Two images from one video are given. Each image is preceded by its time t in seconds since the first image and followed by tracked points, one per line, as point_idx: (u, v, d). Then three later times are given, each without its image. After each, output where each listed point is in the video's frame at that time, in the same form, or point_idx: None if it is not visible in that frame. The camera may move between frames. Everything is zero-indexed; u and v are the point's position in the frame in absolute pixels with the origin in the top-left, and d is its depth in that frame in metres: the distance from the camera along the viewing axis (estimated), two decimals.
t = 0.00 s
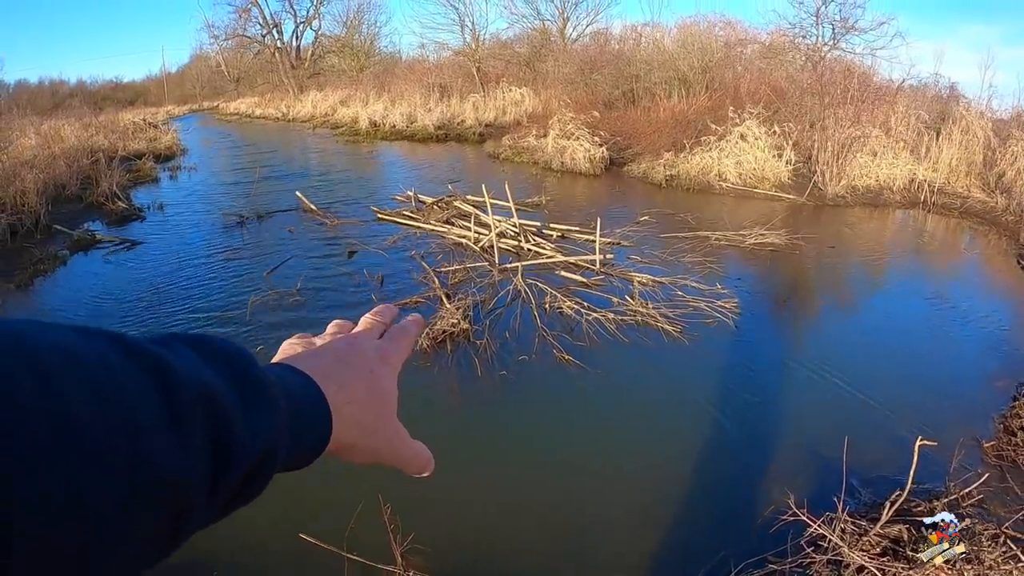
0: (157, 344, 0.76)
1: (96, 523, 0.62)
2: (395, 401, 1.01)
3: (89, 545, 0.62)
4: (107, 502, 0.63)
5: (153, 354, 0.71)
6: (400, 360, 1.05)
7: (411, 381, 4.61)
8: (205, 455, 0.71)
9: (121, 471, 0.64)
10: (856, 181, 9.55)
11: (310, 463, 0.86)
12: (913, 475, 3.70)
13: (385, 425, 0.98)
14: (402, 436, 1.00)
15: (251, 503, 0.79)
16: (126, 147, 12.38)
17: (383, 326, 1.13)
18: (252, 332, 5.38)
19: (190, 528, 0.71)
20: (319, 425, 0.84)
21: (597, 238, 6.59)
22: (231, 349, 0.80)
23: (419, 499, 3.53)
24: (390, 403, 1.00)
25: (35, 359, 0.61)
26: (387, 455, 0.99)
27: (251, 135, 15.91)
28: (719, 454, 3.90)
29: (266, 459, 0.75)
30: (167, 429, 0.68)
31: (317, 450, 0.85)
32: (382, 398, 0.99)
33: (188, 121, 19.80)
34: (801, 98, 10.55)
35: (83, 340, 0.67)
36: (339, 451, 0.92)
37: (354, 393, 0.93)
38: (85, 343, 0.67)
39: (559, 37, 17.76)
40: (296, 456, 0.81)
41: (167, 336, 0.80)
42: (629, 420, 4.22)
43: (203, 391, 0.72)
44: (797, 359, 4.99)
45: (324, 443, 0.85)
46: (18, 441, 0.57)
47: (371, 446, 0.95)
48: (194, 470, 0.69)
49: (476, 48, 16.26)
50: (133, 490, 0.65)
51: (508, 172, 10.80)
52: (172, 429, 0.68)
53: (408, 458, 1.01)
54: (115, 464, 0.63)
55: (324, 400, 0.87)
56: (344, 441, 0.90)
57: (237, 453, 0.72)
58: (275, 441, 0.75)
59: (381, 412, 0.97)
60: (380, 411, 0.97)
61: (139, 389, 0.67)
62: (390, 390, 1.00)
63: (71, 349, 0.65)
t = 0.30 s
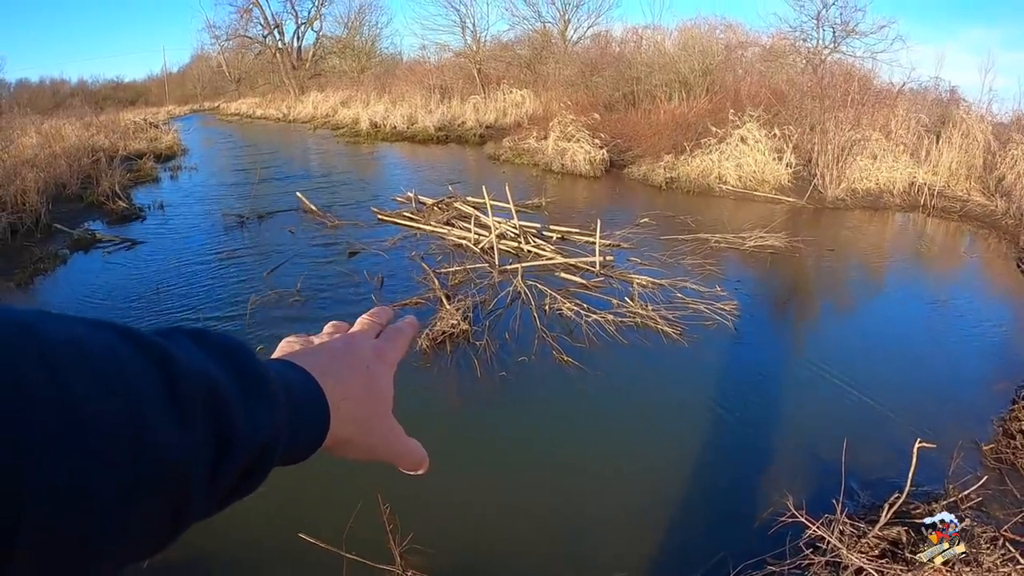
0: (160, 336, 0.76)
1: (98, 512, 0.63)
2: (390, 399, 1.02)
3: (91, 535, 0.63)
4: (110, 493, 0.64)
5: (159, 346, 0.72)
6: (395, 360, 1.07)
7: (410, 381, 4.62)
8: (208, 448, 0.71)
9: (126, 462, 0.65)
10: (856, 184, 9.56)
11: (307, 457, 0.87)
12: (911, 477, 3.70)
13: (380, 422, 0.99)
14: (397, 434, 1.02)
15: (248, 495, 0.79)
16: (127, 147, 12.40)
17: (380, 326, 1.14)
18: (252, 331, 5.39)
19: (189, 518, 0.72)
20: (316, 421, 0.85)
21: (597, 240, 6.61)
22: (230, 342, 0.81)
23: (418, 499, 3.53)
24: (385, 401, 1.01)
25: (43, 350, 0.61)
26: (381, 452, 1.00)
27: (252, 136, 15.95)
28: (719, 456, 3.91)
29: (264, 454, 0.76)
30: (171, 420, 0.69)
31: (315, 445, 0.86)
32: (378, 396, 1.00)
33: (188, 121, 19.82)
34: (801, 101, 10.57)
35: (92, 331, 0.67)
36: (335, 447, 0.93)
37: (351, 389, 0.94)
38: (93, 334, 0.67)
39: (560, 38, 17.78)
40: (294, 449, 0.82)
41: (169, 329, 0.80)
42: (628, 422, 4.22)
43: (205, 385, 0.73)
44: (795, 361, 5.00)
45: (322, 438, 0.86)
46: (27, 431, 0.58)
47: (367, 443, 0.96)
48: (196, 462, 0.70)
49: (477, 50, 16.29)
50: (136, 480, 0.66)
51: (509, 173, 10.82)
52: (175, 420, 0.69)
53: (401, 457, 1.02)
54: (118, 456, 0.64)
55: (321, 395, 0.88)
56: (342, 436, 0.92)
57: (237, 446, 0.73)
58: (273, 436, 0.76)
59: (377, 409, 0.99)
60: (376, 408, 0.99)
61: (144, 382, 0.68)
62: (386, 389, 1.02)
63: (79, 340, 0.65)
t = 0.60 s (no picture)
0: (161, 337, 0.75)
1: (103, 515, 0.62)
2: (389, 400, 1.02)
3: (91, 538, 0.61)
4: (111, 495, 0.62)
5: (162, 348, 0.71)
6: (393, 363, 1.06)
7: (411, 383, 4.61)
8: (211, 449, 0.71)
9: (131, 464, 0.64)
10: (857, 187, 9.55)
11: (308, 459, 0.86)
12: (913, 481, 3.69)
13: (380, 422, 0.98)
14: (397, 437, 1.01)
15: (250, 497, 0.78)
16: (128, 147, 12.39)
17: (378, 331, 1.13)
18: (252, 332, 5.38)
19: (193, 520, 0.71)
20: (318, 420, 0.85)
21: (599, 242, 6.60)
22: (231, 343, 0.80)
23: (418, 501, 3.52)
24: (385, 403, 1.00)
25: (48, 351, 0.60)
26: (383, 451, 0.99)
27: (253, 136, 15.96)
28: (720, 459, 3.90)
29: (267, 455, 0.75)
30: (175, 422, 0.68)
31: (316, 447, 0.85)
32: (377, 398, 0.99)
33: (189, 121, 19.84)
34: (801, 104, 10.58)
35: (94, 334, 0.67)
36: (335, 449, 0.92)
37: (351, 391, 0.94)
38: (96, 336, 0.67)
39: (561, 40, 17.78)
40: (296, 451, 0.81)
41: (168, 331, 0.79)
42: (629, 424, 4.21)
43: (209, 387, 0.72)
44: (797, 364, 4.98)
45: (323, 439, 0.85)
46: (30, 434, 0.57)
47: (367, 446, 0.95)
48: (199, 465, 0.69)
49: (478, 51, 16.30)
50: (140, 482, 0.64)
51: (509, 175, 10.82)
52: (179, 421, 0.68)
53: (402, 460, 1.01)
54: (123, 458, 0.63)
55: (323, 397, 0.87)
56: (342, 438, 0.91)
57: (240, 447, 0.73)
58: (275, 436, 0.76)
59: (378, 411, 0.98)
60: (376, 411, 0.98)
61: (149, 383, 0.67)
62: (385, 392, 1.01)
63: (82, 342, 0.65)
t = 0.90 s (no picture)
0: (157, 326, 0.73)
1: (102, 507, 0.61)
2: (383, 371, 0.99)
3: (90, 529, 0.60)
4: (106, 485, 0.61)
5: (159, 338, 0.69)
6: (387, 334, 1.04)
7: (411, 386, 4.59)
8: (205, 439, 0.69)
9: (127, 455, 0.62)
10: (858, 191, 9.54)
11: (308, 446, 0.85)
12: (912, 485, 3.68)
13: (376, 394, 0.95)
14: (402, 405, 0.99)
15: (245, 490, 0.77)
16: (128, 147, 12.38)
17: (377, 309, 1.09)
18: (252, 332, 5.37)
19: (186, 513, 0.70)
20: (313, 408, 0.83)
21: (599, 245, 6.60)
22: (225, 331, 0.78)
23: (416, 503, 3.50)
24: (383, 375, 0.99)
25: (44, 340, 0.59)
26: (386, 429, 0.97)
27: (254, 138, 15.97)
28: (720, 462, 3.88)
29: (260, 444, 0.74)
30: (171, 411, 0.66)
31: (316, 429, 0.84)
32: (377, 373, 0.97)
33: (190, 121, 19.83)
34: (802, 108, 10.59)
35: (91, 323, 0.65)
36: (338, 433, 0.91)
37: (347, 373, 0.92)
38: (91, 322, 0.65)
39: (562, 42, 17.77)
40: (291, 439, 0.80)
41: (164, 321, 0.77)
42: (629, 428, 4.19)
43: (204, 375, 0.70)
44: (797, 369, 4.97)
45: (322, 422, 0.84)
46: (29, 424, 0.56)
47: (374, 424, 0.94)
48: (192, 456, 0.67)
49: (479, 53, 16.30)
50: (137, 471, 0.63)
51: (510, 177, 10.81)
52: (174, 412, 0.67)
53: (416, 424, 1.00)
54: (119, 447, 0.62)
55: (319, 381, 0.86)
56: (344, 421, 0.89)
57: (236, 437, 0.71)
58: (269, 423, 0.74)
59: (377, 388, 0.96)
60: (375, 386, 0.96)
61: (144, 371, 0.65)
62: (382, 365, 0.99)
63: (79, 331, 0.63)
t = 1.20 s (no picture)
0: (181, 360, 0.73)
1: (119, 534, 0.60)
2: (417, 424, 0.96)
3: (103, 559, 0.59)
4: (118, 519, 0.60)
5: (174, 366, 0.69)
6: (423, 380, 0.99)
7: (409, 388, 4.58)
8: (221, 472, 0.67)
9: (143, 480, 0.61)
10: (858, 193, 9.53)
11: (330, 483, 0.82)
12: (908, 489, 3.66)
13: (410, 447, 0.93)
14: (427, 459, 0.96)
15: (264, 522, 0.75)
16: (128, 147, 12.39)
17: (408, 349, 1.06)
18: (251, 333, 5.37)
19: (203, 547, 0.68)
20: (334, 440, 0.81)
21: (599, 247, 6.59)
22: (248, 366, 0.77)
23: (416, 506, 3.49)
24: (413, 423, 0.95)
25: (58, 372, 0.59)
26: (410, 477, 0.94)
27: (254, 138, 15.97)
28: (720, 466, 3.87)
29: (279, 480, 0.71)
30: (187, 445, 0.65)
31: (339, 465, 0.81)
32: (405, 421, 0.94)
33: (190, 121, 19.84)
34: (802, 110, 10.60)
35: (109, 356, 0.65)
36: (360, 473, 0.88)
37: (376, 411, 0.89)
38: (110, 358, 0.65)
39: (562, 43, 17.77)
40: (311, 472, 0.77)
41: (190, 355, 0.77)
42: (628, 431, 4.18)
43: (222, 406, 0.69)
44: (796, 371, 4.96)
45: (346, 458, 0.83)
46: (50, 457, 0.56)
47: (397, 470, 0.91)
48: (209, 489, 0.66)
49: (478, 54, 16.30)
50: (149, 503, 0.62)
51: (510, 179, 10.80)
52: (191, 445, 0.65)
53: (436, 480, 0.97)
54: (131, 479, 0.61)
55: (344, 415, 0.85)
56: (367, 461, 0.86)
57: (254, 472, 0.69)
58: (289, 457, 0.72)
59: (403, 432, 0.93)
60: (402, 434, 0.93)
61: (159, 403, 0.65)
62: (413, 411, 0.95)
63: (95, 364, 0.63)
